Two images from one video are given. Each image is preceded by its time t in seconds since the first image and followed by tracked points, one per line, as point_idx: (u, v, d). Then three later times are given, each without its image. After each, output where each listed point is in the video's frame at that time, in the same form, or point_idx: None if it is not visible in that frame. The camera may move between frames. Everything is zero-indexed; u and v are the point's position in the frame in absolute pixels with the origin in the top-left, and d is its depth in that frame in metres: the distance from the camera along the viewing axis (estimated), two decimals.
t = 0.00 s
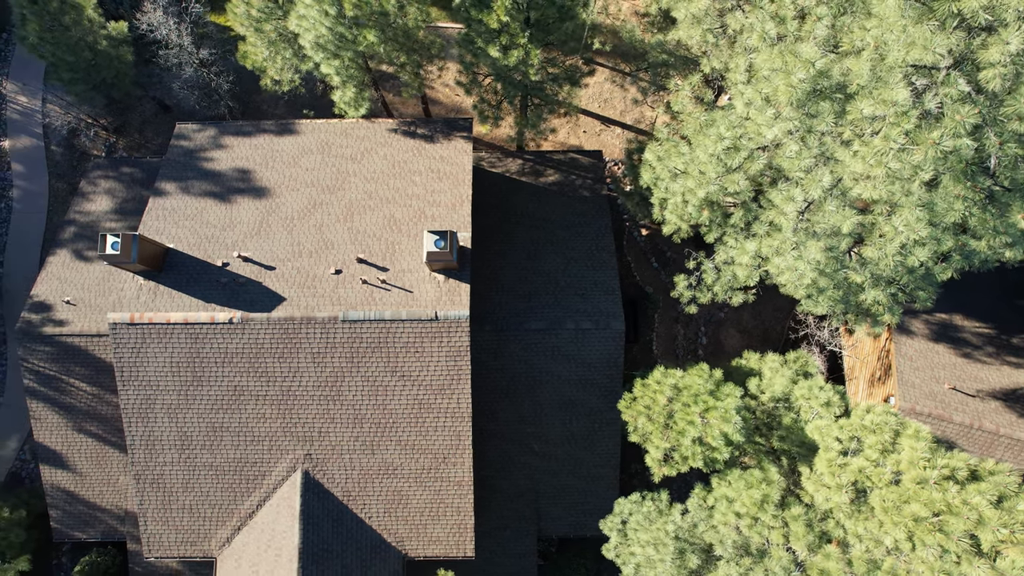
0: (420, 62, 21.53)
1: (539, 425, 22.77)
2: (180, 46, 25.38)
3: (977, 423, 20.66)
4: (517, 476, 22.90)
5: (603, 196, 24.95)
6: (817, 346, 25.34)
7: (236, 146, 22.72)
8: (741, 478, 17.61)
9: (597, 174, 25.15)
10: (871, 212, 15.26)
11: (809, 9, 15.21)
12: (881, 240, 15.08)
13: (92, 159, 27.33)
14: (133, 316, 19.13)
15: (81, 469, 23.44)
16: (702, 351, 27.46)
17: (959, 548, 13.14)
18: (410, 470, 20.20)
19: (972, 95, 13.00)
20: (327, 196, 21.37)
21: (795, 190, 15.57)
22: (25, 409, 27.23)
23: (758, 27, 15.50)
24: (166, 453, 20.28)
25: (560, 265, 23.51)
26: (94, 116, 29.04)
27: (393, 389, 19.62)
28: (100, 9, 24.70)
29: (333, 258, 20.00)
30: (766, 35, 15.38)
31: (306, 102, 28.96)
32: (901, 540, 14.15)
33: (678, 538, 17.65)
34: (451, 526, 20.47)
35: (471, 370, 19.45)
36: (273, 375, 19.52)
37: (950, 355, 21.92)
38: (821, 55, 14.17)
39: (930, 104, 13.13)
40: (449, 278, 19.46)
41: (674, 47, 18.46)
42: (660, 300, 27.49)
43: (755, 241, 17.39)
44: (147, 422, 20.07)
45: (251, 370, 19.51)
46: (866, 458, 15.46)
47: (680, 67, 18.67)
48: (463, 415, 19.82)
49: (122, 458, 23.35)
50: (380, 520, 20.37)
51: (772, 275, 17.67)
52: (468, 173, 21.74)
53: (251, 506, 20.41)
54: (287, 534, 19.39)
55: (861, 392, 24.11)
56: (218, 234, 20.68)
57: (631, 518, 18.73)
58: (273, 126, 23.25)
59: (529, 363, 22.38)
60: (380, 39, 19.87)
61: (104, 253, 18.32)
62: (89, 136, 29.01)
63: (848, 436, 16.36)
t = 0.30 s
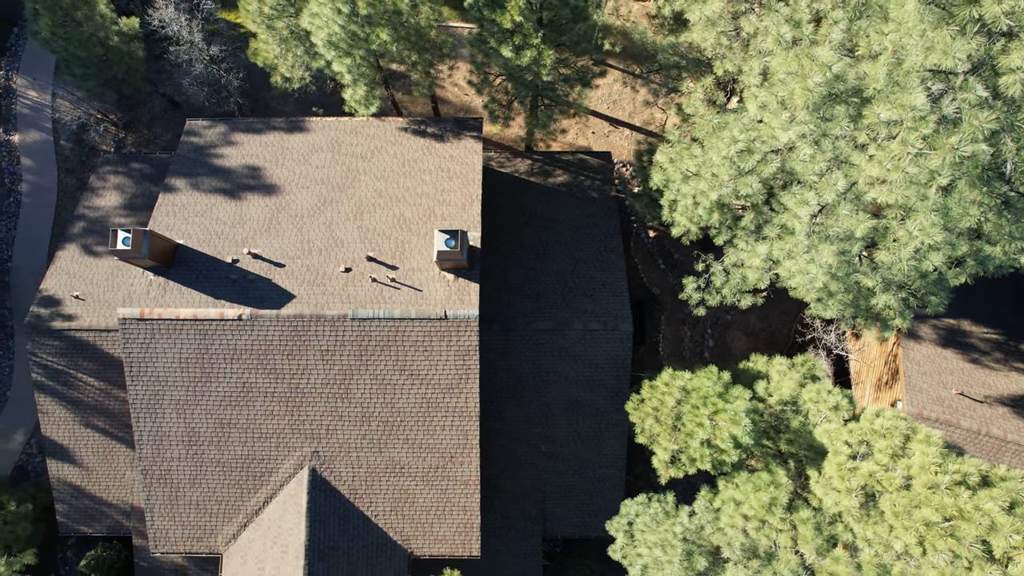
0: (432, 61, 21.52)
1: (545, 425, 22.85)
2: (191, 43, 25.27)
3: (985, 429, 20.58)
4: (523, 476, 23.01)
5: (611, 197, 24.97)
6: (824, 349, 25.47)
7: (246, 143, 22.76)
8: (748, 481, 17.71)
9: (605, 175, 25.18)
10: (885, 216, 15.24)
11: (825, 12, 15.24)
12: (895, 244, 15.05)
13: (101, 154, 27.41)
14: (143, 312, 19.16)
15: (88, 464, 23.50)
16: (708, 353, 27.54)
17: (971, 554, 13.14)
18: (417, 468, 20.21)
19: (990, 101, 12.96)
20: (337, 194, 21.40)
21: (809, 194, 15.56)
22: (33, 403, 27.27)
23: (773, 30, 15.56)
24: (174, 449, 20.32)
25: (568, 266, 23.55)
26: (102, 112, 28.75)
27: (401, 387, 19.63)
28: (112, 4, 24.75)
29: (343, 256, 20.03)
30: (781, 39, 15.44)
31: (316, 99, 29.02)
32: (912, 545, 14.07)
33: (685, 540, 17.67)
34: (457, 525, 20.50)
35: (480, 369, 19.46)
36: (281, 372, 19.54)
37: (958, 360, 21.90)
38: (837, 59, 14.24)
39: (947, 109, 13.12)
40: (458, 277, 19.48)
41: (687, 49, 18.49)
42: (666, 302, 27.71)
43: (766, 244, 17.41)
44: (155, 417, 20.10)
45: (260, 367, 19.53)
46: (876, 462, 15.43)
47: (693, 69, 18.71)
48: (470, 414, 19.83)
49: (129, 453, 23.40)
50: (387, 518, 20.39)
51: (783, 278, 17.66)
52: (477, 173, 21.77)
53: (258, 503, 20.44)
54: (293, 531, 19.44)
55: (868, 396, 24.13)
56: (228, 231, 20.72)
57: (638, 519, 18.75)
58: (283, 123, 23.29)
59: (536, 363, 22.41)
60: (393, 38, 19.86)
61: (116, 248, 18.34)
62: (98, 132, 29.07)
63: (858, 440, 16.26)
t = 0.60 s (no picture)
0: (441, 61, 21.55)
1: (552, 425, 22.94)
2: (200, 41, 25.30)
3: (993, 431, 20.59)
4: (529, 476, 23.11)
5: (619, 198, 24.97)
6: (830, 351, 25.42)
7: (255, 142, 22.77)
8: (757, 482, 17.75)
9: (612, 175, 25.22)
10: (897, 217, 15.25)
11: (838, 14, 15.25)
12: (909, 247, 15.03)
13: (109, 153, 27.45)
14: (152, 310, 19.16)
15: (95, 461, 23.52)
16: (714, 354, 27.64)
17: (985, 556, 13.16)
18: (425, 468, 20.22)
19: (1006, 104, 12.97)
20: (345, 193, 21.41)
21: (821, 196, 15.55)
22: (41, 400, 27.41)
23: (785, 32, 15.52)
24: (181, 448, 20.33)
25: (576, 266, 23.57)
26: (111, 109, 29.13)
27: (410, 387, 19.65)
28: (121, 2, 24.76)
29: (352, 256, 20.05)
30: (794, 40, 15.41)
31: (323, 99, 29.08)
32: (924, 547, 14.03)
33: (695, 540, 17.70)
34: (464, 525, 20.51)
35: (488, 369, 19.48)
36: (290, 371, 19.55)
37: (965, 362, 21.90)
38: (851, 61, 14.27)
39: (964, 112, 13.15)
40: (467, 277, 19.50)
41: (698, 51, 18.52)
42: (673, 302, 27.78)
43: (776, 245, 17.43)
44: (164, 416, 20.11)
45: (268, 366, 19.54)
46: (887, 464, 15.44)
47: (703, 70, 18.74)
48: (478, 414, 19.85)
49: (136, 451, 23.45)
50: (394, 517, 20.40)
51: (793, 279, 17.68)
52: (486, 173, 21.79)
53: (266, 502, 20.44)
54: (301, 530, 19.46)
55: (874, 398, 24.12)
56: (236, 230, 20.74)
57: (645, 520, 18.72)
58: (292, 122, 23.32)
59: (543, 363, 22.45)
60: (403, 37, 19.84)
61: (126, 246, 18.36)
62: (106, 130, 29.11)
63: (867, 441, 16.24)
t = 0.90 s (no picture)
0: (451, 62, 21.56)
1: (560, 425, 22.95)
2: (207, 41, 25.22)
3: (1001, 432, 20.60)
4: (537, 476, 23.13)
5: (626, 198, 24.99)
6: (836, 351, 25.54)
7: (263, 142, 22.79)
8: (768, 482, 17.66)
9: (619, 176, 25.26)
10: (911, 218, 15.24)
11: (851, 15, 15.27)
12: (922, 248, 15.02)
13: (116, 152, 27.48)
14: (162, 309, 19.16)
15: (103, 461, 23.56)
16: (720, 355, 27.68)
17: (1000, 557, 13.21)
18: (433, 468, 20.23)
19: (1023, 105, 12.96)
20: (354, 193, 21.42)
21: (835, 197, 15.54)
22: (49, 401, 27.41)
23: (798, 33, 15.51)
24: (190, 447, 20.35)
25: (584, 267, 23.58)
26: (117, 109, 28.95)
27: (419, 387, 19.66)
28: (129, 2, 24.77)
29: (361, 256, 20.06)
30: (807, 42, 15.41)
31: (329, 98, 29.11)
32: (938, 547, 14.03)
33: (705, 540, 17.63)
34: (473, 525, 20.52)
35: (498, 369, 19.49)
36: (299, 371, 19.57)
37: (973, 363, 21.89)
38: (866, 62, 14.28)
39: (981, 114, 13.13)
40: (476, 277, 19.51)
41: (709, 51, 18.52)
42: (679, 303, 27.85)
43: (787, 246, 17.43)
44: (173, 415, 20.13)
45: (277, 366, 19.55)
46: (900, 465, 15.45)
47: (715, 71, 18.75)
48: (487, 414, 19.86)
49: (144, 450, 23.49)
50: (402, 517, 20.42)
51: (804, 280, 17.70)
52: (494, 173, 21.81)
53: (274, 502, 20.46)
54: (310, 530, 19.48)
55: (881, 399, 24.22)
56: (245, 229, 20.74)
57: (655, 521, 18.74)
58: (300, 122, 23.32)
59: (551, 364, 22.47)
60: (413, 37, 19.88)
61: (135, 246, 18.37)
62: (112, 129, 29.04)
63: (878, 442, 16.21)
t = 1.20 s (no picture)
0: (461, 62, 21.54)
1: (569, 426, 22.97)
2: (216, 41, 25.25)
3: (1010, 433, 20.47)
4: (546, 476, 23.16)
5: (634, 199, 25.00)
6: (844, 351, 25.49)
7: (273, 142, 22.80)
8: (780, 482, 17.83)
9: (627, 176, 25.29)
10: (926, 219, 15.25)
11: (866, 15, 15.28)
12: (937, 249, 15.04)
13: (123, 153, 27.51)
14: (173, 310, 19.14)
15: (112, 461, 23.60)
16: (727, 355, 27.67)
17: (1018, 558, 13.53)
18: (444, 468, 20.24)
19: None
20: (364, 193, 21.44)
21: (850, 197, 15.53)
22: (58, 401, 27.45)
23: (813, 34, 15.49)
24: (201, 447, 20.34)
25: (593, 267, 23.59)
26: (124, 109, 29.05)
27: (430, 387, 19.67)
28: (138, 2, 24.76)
29: (372, 256, 20.06)
30: (822, 42, 15.41)
31: (336, 99, 29.13)
32: (954, 548, 14.20)
33: (718, 540, 17.61)
34: (483, 525, 20.54)
35: (509, 369, 19.50)
36: (310, 371, 19.56)
37: (981, 364, 21.90)
38: (884, 63, 14.27)
39: (1001, 116, 13.44)
40: (487, 277, 19.51)
41: (721, 52, 18.52)
42: (687, 303, 27.94)
43: (800, 246, 17.45)
44: (183, 416, 20.12)
45: (289, 366, 19.55)
46: (915, 465, 15.46)
47: (727, 71, 18.74)
48: (498, 414, 19.86)
49: (153, 451, 23.54)
50: (413, 517, 20.43)
51: (817, 280, 17.69)
52: (504, 173, 21.83)
53: (285, 502, 20.47)
54: (321, 530, 19.49)
55: (889, 400, 24.17)
56: (256, 230, 20.74)
57: (666, 521, 18.90)
58: (309, 122, 23.32)
59: (561, 364, 22.50)
60: (424, 37, 19.89)
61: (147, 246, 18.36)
62: (120, 130, 29.17)
63: (892, 442, 16.14)
